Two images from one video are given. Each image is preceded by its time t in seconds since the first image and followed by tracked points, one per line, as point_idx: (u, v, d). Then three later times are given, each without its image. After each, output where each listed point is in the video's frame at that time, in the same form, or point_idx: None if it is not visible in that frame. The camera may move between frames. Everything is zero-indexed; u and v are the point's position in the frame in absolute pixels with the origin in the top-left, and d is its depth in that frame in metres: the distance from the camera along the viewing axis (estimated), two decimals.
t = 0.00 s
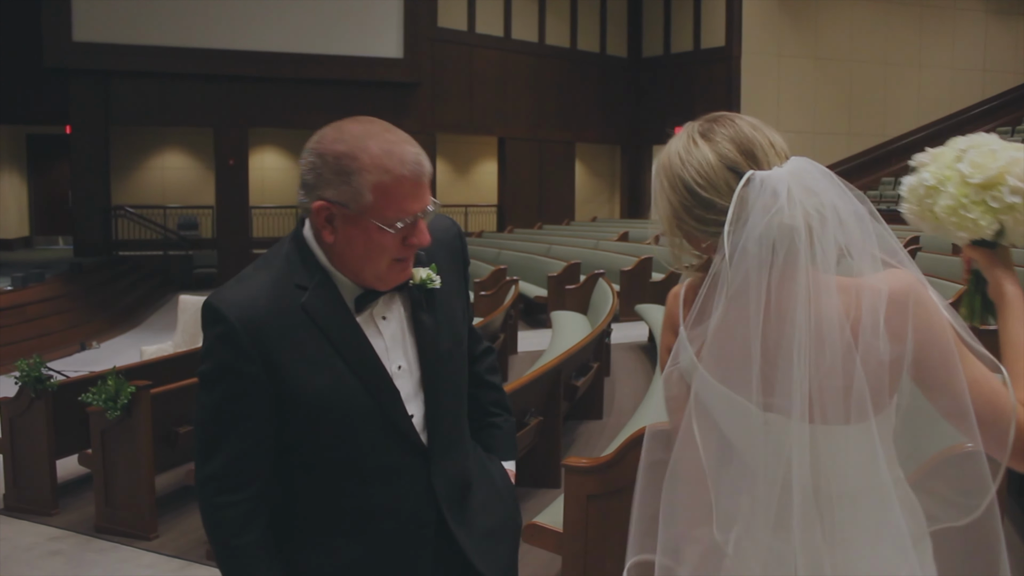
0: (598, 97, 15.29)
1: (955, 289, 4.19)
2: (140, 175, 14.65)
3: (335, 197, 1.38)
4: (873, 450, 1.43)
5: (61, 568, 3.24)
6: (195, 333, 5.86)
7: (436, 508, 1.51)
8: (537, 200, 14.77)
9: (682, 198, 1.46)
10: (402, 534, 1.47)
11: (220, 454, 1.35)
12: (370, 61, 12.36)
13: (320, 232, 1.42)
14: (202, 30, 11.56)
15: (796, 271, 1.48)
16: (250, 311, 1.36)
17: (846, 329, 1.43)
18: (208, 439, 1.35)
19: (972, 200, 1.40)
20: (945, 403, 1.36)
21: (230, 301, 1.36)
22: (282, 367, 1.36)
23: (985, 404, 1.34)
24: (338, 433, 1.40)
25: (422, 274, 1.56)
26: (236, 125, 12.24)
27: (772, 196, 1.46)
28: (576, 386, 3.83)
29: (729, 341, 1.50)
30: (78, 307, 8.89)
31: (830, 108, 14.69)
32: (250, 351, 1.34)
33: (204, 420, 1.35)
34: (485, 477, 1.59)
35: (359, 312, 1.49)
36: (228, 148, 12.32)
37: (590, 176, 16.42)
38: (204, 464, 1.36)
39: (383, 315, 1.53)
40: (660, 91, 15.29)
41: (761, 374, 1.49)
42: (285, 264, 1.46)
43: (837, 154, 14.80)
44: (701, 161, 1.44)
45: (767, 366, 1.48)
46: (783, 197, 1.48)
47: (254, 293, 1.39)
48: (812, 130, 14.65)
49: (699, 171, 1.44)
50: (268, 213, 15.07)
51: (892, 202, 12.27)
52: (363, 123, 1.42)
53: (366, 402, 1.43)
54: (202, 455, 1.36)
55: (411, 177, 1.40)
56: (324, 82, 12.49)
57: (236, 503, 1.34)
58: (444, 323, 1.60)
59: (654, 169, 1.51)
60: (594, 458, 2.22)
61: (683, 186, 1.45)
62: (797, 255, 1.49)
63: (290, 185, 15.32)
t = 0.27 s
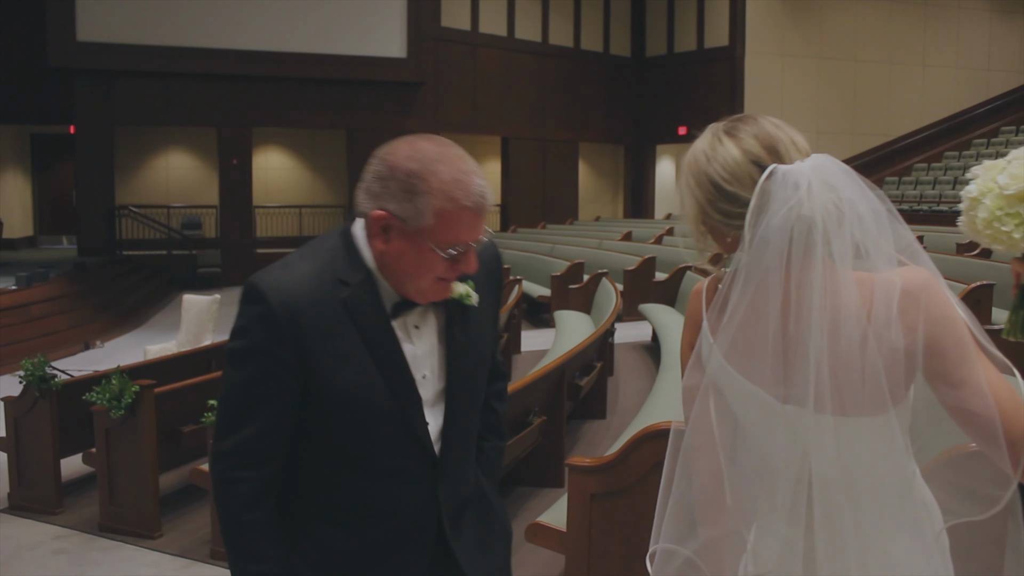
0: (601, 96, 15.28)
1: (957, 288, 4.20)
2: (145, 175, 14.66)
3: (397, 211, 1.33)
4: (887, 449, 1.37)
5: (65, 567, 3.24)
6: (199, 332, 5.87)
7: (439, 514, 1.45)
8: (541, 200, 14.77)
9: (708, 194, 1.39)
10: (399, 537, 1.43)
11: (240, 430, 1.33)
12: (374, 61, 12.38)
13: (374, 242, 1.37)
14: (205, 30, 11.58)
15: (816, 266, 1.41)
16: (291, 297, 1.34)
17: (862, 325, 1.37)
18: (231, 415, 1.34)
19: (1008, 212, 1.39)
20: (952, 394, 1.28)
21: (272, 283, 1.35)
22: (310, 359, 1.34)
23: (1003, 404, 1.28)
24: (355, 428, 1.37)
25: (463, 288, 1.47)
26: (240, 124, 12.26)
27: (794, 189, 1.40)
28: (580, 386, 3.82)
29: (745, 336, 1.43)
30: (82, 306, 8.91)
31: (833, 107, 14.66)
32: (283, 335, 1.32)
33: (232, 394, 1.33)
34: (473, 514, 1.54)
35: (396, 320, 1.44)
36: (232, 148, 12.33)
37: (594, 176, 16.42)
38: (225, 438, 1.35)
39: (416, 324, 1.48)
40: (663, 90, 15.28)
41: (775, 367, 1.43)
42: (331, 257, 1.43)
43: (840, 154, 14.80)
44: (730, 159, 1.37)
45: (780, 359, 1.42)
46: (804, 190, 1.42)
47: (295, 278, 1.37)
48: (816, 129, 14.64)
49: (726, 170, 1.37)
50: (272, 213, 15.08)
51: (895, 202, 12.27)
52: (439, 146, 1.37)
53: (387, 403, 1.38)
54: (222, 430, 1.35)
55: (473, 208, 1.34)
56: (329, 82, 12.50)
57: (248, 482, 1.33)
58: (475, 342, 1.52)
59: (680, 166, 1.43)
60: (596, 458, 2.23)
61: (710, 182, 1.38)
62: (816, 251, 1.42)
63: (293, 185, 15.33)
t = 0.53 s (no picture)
0: (605, 95, 15.26)
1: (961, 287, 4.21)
2: (148, 174, 14.68)
3: (445, 236, 1.34)
4: (918, 447, 1.33)
5: (70, 565, 3.25)
6: (202, 331, 5.88)
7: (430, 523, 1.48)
8: (544, 199, 14.75)
9: (735, 183, 1.36)
10: (394, 534, 1.46)
11: (252, 424, 1.35)
12: (378, 60, 12.38)
13: (416, 264, 1.38)
14: (208, 30, 11.58)
15: (839, 257, 1.38)
16: (329, 299, 1.35)
17: (894, 319, 1.33)
18: (249, 407, 1.35)
19: None
20: (979, 382, 1.30)
21: (315, 282, 1.37)
22: (339, 365, 1.36)
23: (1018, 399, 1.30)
24: (369, 437, 1.40)
25: (489, 318, 1.48)
26: (243, 123, 12.26)
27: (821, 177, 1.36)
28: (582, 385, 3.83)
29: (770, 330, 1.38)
30: (85, 305, 8.92)
31: (837, 106, 14.64)
32: (315, 334, 1.33)
33: (249, 387, 1.35)
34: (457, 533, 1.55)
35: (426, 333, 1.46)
36: (236, 147, 12.35)
37: (597, 174, 16.42)
38: (240, 426, 1.36)
39: (441, 345, 1.49)
40: (667, 89, 15.28)
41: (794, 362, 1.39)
42: (372, 265, 1.44)
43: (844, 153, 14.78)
44: (760, 147, 1.35)
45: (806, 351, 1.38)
46: (835, 181, 1.39)
47: (333, 280, 1.38)
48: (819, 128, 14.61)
49: (754, 158, 1.35)
50: (275, 212, 15.08)
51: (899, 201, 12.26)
52: (495, 180, 1.38)
53: (404, 414, 1.40)
54: (240, 414, 1.36)
55: (518, 246, 1.35)
56: (331, 80, 12.49)
57: (256, 474, 1.34)
58: (493, 371, 1.53)
59: (704, 157, 1.41)
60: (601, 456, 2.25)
61: (738, 172, 1.36)
62: (842, 243, 1.39)
63: (296, 183, 15.33)
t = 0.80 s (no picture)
0: (608, 95, 15.28)
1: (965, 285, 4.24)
2: (152, 173, 14.71)
3: (398, 226, 1.35)
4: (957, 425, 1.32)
5: (74, 561, 3.26)
6: (206, 329, 5.90)
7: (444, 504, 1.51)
8: (547, 198, 14.77)
9: (786, 161, 1.24)
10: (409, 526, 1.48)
11: (251, 460, 1.32)
12: (381, 59, 12.41)
13: (375, 253, 1.39)
14: (212, 30, 11.61)
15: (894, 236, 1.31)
16: (306, 321, 1.33)
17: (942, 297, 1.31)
18: (242, 445, 1.33)
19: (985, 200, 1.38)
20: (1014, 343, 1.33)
21: (285, 306, 1.34)
22: (331, 382, 1.34)
23: None
24: (367, 441, 1.40)
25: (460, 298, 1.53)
26: (246, 123, 12.29)
27: (877, 151, 1.28)
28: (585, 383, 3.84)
29: (829, 315, 1.27)
30: (89, 304, 8.94)
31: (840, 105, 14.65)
32: (301, 362, 1.30)
33: (236, 425, 1.32)
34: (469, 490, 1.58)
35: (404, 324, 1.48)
36: (239, 147, 12.38)
37: (600, 174, 16.44)
38: (235, 464, 1.33)
39: (421, 335, 1.53)
40: (669, 89, 15.30)
41: (847, 349, 1.29)
42: (336, 273, 1.41)
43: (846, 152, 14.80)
44: (810, 119, 1.24)
45: (863, 339, 1.29)
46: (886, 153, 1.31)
47: (302, 299, 1.36)
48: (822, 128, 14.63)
49: (807, 131, 1.23)
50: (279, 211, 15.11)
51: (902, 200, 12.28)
52: (448, 165, 1.38)
53: (400, 413, 1.41)
54: (229, 455, 1.33)
55: (475, 231, 1.36)
56: (334, 81, 12.51)
57: (263, 510, 1.33)
58: (472, 344, 1.58)
59: (739, 138, 1.29)
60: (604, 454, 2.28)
61: (790, 146, 1.24)
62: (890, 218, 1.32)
63: (299, 183, 15.35)
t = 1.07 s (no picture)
0: (609, 94, 15.29)
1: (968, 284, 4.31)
2: (154, 172, 14.74)
3: (347, 220, 1.36)
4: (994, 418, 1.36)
5: (80, 557, 3.29)
6: (209, 328, 5.92)
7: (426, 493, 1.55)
8: (549, 197, 14.79)
9: (846, 144, 1.24)
10: (389, 521, 1.51)
11: (235, 472, 1.32)
12: (384, 58, 12.43)
13: (331, 251, 1.40)
14: (215, 29, 11.62)
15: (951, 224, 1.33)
16: (269, 327, 1.33)
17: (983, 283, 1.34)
18: (224, 458, 1.33)
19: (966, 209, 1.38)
20: None
21: (248, 315, 1.33)
22: (305, 388, 1.35)
23: None
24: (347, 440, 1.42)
25: (426, 290, 1.54)
26: (250, 122, 12.31)
27: (937, 142, 1.29)
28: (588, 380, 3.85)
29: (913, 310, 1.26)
30: (92, 303, 8.96)
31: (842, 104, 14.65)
32: (270, 371, 1.31)
33: (216, 441, 1.33)
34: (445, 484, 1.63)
35: (370, 322, 1.49)
36: (241, 146, 12.41)
37: (601, 173, 16.47)
38: (222, 479, 1.33)
39: (390, 329, 1.53)
40: (671, 87, 15.31)
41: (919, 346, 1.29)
42: (298, 275, 1.41)
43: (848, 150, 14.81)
44: (867, 102, 1.25)
45: (936, 337, 1.29)
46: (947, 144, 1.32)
47: (265, 307, 1.35)
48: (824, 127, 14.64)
49: (860, 114, 1.24)
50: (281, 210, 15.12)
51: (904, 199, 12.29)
52: (393, 155, 1.40)
53: (374, 410, 1.43)
54: (212, 469, 1.33)
55: (426, 217, 1.37)
56: (336, 79, 12.53)
57: (254, 521, 1.33)
58: (443, 335, 1.60)
59: (786, 128, 1.30)
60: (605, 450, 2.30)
61: (849, 131, 1.24)
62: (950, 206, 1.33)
63: (302, 182, 15.37)
